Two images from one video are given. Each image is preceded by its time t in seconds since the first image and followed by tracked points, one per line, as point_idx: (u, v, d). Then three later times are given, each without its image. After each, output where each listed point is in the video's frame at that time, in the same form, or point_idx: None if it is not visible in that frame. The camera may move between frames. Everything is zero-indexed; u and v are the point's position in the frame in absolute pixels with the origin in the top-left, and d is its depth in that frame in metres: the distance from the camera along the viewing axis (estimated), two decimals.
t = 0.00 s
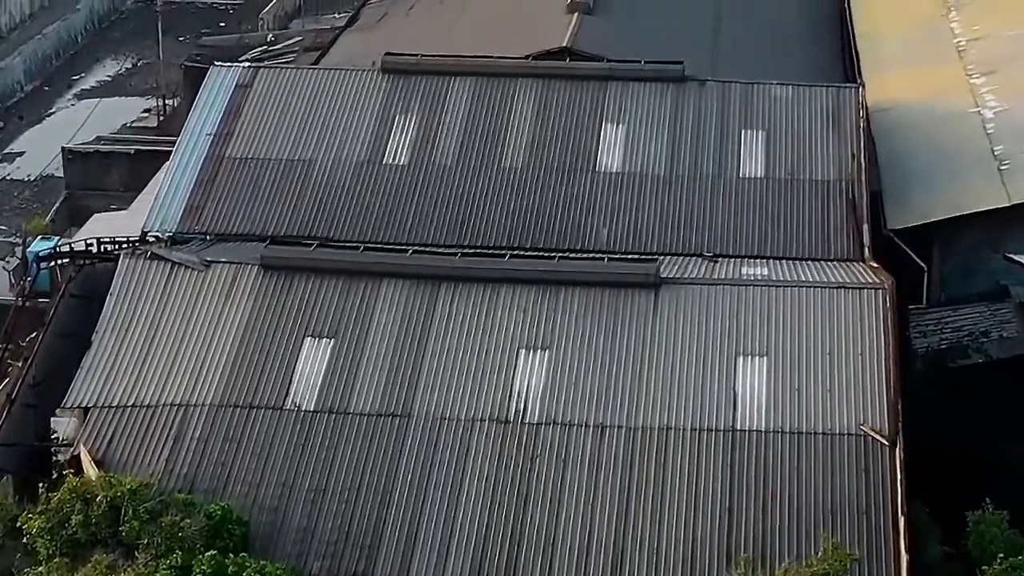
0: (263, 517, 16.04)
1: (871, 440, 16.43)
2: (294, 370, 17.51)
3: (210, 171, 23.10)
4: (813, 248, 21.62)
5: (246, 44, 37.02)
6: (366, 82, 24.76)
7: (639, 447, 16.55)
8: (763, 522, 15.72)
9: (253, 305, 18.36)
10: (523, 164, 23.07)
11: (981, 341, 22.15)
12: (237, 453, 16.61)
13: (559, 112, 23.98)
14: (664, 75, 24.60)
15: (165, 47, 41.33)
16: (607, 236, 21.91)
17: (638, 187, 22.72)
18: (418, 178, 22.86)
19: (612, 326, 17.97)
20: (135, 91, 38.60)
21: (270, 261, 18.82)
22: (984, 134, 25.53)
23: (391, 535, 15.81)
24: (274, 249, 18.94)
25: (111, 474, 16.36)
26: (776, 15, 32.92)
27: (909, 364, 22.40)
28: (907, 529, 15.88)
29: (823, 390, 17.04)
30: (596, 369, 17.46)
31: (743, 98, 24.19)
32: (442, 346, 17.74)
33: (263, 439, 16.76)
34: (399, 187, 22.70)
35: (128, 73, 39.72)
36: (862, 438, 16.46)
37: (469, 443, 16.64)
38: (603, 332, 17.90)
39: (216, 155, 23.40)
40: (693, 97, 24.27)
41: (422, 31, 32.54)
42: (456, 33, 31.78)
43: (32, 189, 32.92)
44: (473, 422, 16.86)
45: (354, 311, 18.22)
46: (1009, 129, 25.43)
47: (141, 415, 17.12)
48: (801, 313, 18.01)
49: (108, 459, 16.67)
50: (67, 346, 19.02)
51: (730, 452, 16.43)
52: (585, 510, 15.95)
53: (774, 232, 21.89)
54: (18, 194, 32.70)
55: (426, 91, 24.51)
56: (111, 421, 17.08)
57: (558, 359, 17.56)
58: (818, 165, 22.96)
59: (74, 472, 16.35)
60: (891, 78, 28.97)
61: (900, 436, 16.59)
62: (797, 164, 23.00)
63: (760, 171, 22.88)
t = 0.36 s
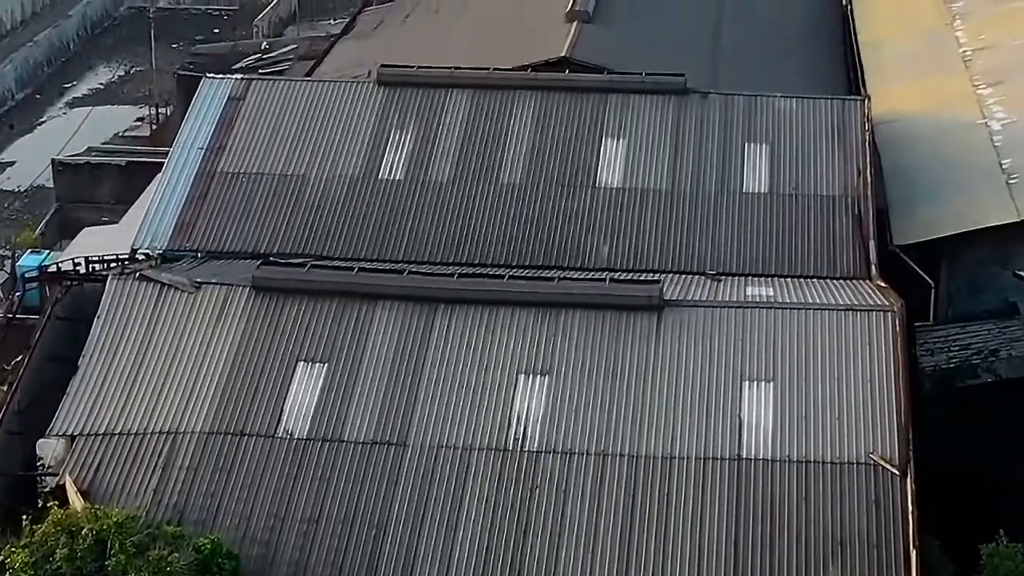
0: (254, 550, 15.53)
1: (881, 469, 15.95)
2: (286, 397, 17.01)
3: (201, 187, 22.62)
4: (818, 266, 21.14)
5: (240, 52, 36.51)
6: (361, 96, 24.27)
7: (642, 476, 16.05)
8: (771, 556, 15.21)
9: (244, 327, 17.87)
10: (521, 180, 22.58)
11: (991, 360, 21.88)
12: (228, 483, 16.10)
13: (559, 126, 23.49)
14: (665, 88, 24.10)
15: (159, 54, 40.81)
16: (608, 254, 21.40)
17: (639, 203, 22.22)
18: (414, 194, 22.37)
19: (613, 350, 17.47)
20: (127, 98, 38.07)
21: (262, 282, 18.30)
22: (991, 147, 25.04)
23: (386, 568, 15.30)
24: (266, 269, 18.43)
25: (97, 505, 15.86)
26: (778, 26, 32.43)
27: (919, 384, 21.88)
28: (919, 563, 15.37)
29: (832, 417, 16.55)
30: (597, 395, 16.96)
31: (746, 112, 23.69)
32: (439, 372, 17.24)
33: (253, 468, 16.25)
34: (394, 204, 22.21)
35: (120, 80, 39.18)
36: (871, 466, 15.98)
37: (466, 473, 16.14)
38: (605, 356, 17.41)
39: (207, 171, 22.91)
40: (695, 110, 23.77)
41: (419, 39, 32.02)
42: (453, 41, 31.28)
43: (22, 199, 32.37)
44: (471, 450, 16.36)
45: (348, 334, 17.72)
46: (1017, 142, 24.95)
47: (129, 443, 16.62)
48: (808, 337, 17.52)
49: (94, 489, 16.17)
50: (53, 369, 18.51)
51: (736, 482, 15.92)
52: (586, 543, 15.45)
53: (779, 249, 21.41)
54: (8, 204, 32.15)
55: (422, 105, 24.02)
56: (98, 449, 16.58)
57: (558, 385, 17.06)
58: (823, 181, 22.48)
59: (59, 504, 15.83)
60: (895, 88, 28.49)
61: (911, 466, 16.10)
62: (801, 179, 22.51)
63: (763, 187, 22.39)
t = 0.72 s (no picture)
0: None
1: (892, 499, 15.44)
2: (277, 424, 16.50)
3: (192, 203, 22.14)
4: (823, 284, 20.65)
5: (233, 61, 35.99)
6: (356, 108, 23.80)
7: (645, 507, 15.53)
8: None
9: (235, 351, 17.38)
10: (520, 195, 22.09)
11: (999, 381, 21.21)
12: (218, 514, 15.59)
13: (558, 140, 23.00)
14: (666, 100, 23.60)
15: (151, 62, 40.28)
16: (609, 272, 20.91)
17: (641, 219, 21.72)
18: (410, 210, 21.90)
19: (615, 376, 16.96)
20: (118, 106, 37.54)
21: (254, 303, 17.80)
22: (999, 160, 24.54)
23: None
24: (258, 291, 17.93)
25: (82, 539, 15.36)
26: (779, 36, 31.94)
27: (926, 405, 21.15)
28: None
29: (840, 445, 16.05)
30: (599, 422, 16.46)
31: (748, 125, 23.21)
32: (435, 398, 16.74)
33: (244, 498, 15.74)
34: (389, 221, 21.73)
35: (112, 88, 38.63)
36: (882, 496, 15.47)
37: (464, 503, 15.63)
38: (607, 381, 16.90)
39: (198, 186, 22.42)
40: (697, 122, 23.28)
41: (415, 47, 31.51)
42: (450, 49, 30.76)
43: (12, 210, 31.82)
44: (469, 480, 15.84)
45: (342, 358, 17.22)
46: None
47: (116, 471, 16.13)
48: (815, 361, 17.02)
49: (80, 520, 15.68)
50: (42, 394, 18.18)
51: (743, 514, 15.41)
52: None
53: (783, 266, 20.92)
54: None
55: (418, 118, 23.53)
56: (84, 477, 16.07)
57: (559, 411, 16.56)
58: (827, 196, 22.00)
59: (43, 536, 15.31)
60: (900, 98, 28.01)
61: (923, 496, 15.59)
62: (805, 195, 22.03)
63: (766, 202, 21.91)
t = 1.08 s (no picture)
0: None
1: (904, 532, 14.93)
2: (270, 452, 16.00)
3: (183, 218, 21.63)
4: (830, 303, 20.16)
5: (227, 69, 35.48)
6: (351, 121, 23.31)
7: (649, 540, 15.02)
8: None
9: (226, 376, 16.87)
10: (519, 212, 21.59)
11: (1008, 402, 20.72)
12: (208, 547, 15.08)
13: (557, 154, 22.51)
14: (668, 111, 23.11)
15: (144, 68, 39.75)
16: (610, 290, 20.42)
17: (642, 235, 21.23)
18: (406, 226, 21.40)
19: (617, 401, 16.46)
20: (111, 113, 37.02)
21: (246, 326, 17.28)
22: (1007, 172, 24.04)
23: None
24: (249, 313, 17.42)
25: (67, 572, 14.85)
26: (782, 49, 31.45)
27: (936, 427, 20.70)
28: None
29: (850, 475, 15.55)
30: (600, 450, 15.95)
31: (752, 137, 22.71)
32: (432, 426, 16.24)
33: (234, 531, 15.22)
34: (384, 237, 21.25)
35: (105, 95, 38.09)
36: (894, 529, 14.97)
37: (462, 535, 15.12)
38: (609, 407, 16.39)
39: (189, 201, 21.91)
40: (699, 135, 22.79)
41: (411, 56, 30.99)
42: (447, 58, 30.25)
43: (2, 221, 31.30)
44: (467, 511, 15.34)
45: (336, 384, 16.71)
46: None
47: (102, 501, 15.62)
48: (823, 386, 16.53)
49: (64, 552, 15.16)
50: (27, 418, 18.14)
51: (751, 548, 14.90)
52: None
53: (788, 283, 20.43)
54: None
55: (415, 131, 23.04)
56: (69, 508, 15.57)
57: (560, 439, 16.06)
58: (833, 212, 21.51)
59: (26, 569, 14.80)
60: (905, 109, 27.53)
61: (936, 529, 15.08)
62: (810, 210, 21.54)
63: (770, 218, 21.43)
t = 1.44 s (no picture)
0: None
1: (918, 566, 14.42)
2: (262, 482, 15.49)
3: (174, 233, 21.13)
4: (837, 322, 19.67)
5: (222, 77, 34.98)
6: (346, 134, 22.81)
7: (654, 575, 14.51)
8: None
9: (217, 402, 16.37)
10: (518, 228, 21.10)
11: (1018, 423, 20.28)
12: None
13: (557, 167, 22.01)
14: (671, 123, 22.60)
15: (137, 75, 39.24)
16: (612, 309, 19.92)
17: (645, 251, 20.73)
18: (402, 242, 20.90)
19: (620, 428, 15.95)
20: (103, 121, 36.49)
21: (237, 349, 16.75)
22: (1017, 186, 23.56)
23: None
24: (241, 336, 16.91)
25: None
26: (785, 57, 30.96)
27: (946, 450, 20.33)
28: None
29: (861, 506, 15.05)
30: (603, 480, 15.44)
31: (756, 150, 22.22)
32: (429, 454, 15.73)
33: (224, 564, 14.71)
34: (380, 254, 20.75)
35: (97, 103, 37.57)
36: (907, 563, 14.46)
37: (459, 570, 14.61)
38: (612, 435, 15.89)
39: (181, 216, 21.40)
40: (703, 148, 22.29)
41: (408, 64, 30.49)
42: (445, 67, 29.76)
43: None
44: (465, 544, 14.83)
45: (331, 411, 16.20)
46: None
47: (88, 533, 15.11)
48: (833, 411, 16.03)
49: None
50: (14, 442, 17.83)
51: None
52: None
53: (794, 302, 19.94)
54: None
55: (412, 144, 22.54)
56: (53, 539, 15.05)
57: (561, 467, 15.56)
58: (839, 228, 21.02)
59: None
60: (911, 119, 27.04)
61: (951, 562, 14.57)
62: (817, 225, 21.05)
63: (776, 234, 20.94)
